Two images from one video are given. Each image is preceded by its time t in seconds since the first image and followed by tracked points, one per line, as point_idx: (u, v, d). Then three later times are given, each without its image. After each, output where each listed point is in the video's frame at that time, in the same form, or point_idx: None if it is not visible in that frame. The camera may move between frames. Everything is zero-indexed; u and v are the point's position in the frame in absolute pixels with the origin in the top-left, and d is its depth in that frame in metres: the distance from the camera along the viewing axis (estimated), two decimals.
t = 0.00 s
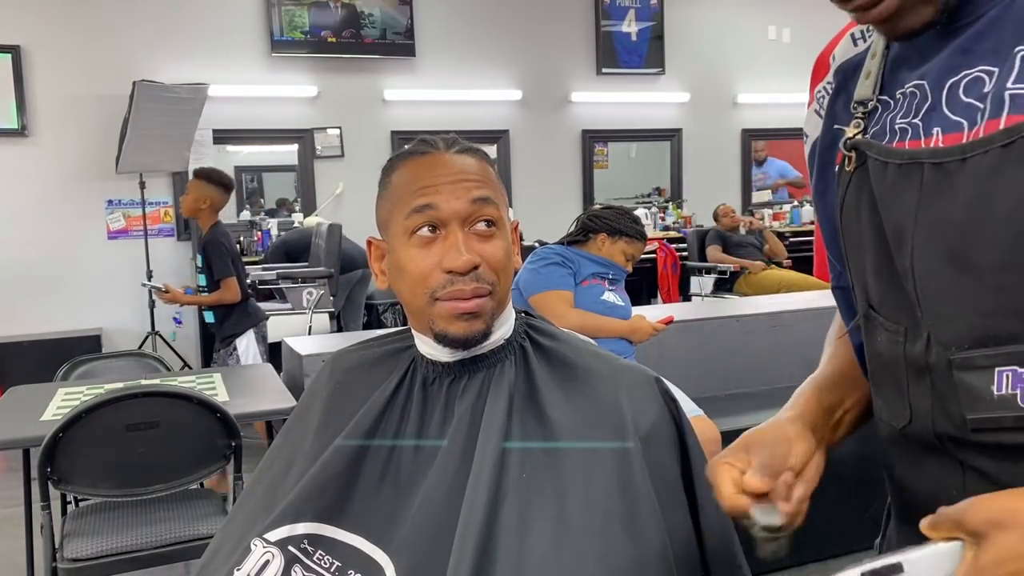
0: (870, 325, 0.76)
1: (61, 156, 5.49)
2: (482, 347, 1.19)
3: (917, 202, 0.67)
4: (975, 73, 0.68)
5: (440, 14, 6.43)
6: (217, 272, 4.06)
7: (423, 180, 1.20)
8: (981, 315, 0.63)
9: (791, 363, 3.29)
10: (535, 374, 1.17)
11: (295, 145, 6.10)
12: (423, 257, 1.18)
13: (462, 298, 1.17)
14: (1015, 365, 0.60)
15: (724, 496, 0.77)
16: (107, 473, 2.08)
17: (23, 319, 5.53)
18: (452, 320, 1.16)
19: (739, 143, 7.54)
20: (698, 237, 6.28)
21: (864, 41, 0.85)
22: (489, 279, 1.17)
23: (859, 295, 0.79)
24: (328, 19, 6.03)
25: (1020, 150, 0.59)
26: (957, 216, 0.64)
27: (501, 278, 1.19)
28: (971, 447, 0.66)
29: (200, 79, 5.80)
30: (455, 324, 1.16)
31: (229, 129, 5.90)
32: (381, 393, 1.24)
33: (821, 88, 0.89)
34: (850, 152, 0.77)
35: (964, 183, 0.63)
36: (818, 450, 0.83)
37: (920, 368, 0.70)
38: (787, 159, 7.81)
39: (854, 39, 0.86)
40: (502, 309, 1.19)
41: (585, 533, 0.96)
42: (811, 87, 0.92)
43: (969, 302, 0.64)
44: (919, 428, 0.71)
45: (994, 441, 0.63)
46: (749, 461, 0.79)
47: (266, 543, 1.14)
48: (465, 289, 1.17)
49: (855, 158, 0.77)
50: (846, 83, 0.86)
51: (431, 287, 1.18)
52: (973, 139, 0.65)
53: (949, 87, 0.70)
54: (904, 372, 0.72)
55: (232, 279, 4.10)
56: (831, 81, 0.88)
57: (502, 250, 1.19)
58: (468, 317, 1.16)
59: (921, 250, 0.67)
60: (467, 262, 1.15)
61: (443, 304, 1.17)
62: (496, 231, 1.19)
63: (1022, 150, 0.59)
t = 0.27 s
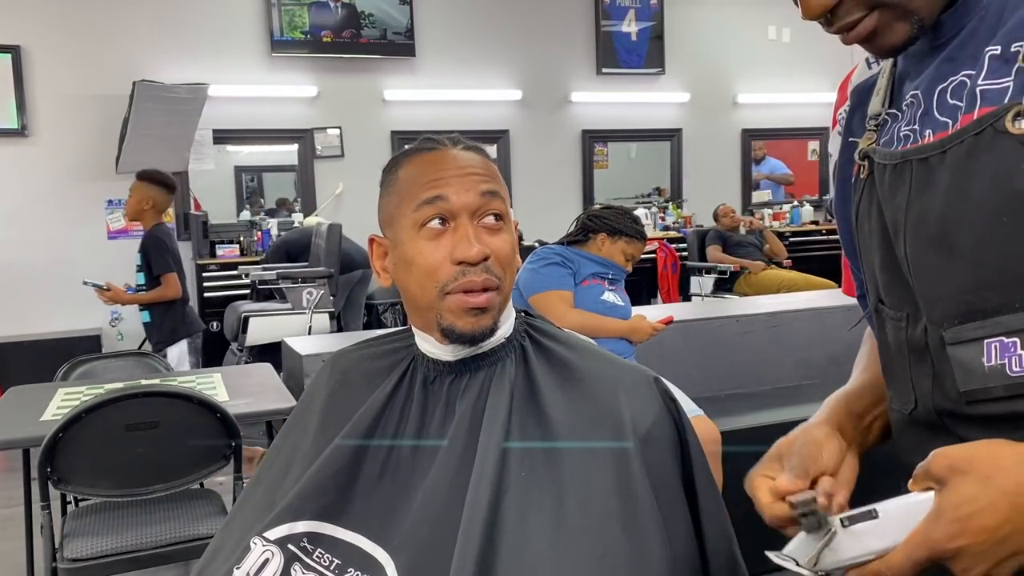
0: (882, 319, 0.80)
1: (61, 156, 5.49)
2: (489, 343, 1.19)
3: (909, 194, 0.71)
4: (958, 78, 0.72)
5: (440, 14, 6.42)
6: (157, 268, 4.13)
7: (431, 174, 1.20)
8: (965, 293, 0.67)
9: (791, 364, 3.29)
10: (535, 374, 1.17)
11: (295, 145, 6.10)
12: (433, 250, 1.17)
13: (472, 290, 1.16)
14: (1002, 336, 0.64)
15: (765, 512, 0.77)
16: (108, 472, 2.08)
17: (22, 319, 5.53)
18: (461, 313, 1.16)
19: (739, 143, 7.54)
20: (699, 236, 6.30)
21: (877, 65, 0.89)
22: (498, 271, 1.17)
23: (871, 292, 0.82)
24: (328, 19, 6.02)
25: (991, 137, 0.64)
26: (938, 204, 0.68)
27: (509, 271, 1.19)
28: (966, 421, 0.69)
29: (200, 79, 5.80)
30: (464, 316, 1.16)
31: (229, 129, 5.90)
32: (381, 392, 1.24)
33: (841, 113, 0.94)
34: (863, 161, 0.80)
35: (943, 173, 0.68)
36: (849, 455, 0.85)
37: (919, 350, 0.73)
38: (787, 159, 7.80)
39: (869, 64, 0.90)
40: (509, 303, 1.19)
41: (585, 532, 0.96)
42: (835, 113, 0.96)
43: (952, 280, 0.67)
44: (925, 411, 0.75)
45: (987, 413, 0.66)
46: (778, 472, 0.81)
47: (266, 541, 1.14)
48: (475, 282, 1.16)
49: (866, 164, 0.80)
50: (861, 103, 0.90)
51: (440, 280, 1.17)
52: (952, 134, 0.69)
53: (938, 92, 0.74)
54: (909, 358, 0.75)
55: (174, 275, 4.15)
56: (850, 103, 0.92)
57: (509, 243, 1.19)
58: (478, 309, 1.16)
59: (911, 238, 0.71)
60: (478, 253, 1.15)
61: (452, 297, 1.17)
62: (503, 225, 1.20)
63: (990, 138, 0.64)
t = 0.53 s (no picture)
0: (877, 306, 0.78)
1: (60, 156, 5.48)
2: (495, 341, 1.19)
3: (916, 177, 0.69)
4: (972, 69, 0.70)
5: (440, 15, 6.43)
6: (85, 269, 4.02)
7: (439, 172, 1.21)
8: (963, 275, 0.65)
9: (790, 364, 3.29)
10: (535, 374, 1.17)
11: (294, 145, 6.10)
12: (440, 246, 1.17)
13: (479, 287, 1.16)
14: (995, 320, 0.62)
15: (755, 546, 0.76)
16: (108, 473, 2.08)
17: (22, 319, 5.53)
18: (468, 309, 1.16)
19: (739, 143, 7.54)
20: (698, 236, 6.31)
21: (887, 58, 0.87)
22: (505, 268, 1.17)
23: (868, 279, 0.80)
24: (328, 19, 6.02)
25: (1000, 122, 0.62)
26: (944, 189, 0.66)
27: (515, 269, 1.19)
28: (953, 404, 0.68)
29: (200, 79, 5.80)
30: (471, 312, 1.16)
31: (229, 129, 5.90)
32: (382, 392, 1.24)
33: (849, 106, 0.91)
34: (867, 149, 0.78)
35: (949, 157, 0.66)
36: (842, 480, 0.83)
37: (912, 335, 0.72)
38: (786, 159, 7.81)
39: (880, 57, 0.87)
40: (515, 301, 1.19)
41: (586, 534, 0.96)
42: (842, 106, 0.94)
43: (951, 263, 0.66)
44: (917, 397, 0.73)
45: (975, 397, 0.65)
46: (772, 504, 0.80)
47: (266, 541, 1.14)
48: (482, 278, 1.16)
49: (872, 151, 0.78)
50: (869, 96, 0.87)
51: (448, 276, 1.17)
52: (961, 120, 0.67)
53: (950, 82, 0.72)
54: (903, 344, 0.73)
55: (101, 276, 4.00)
56: (858, 96, 0.89)
57: (515, 241, 1.19)
58: (485, 306, 1.16)
59: (914, 222, 0.69)
60: (486, 249, 1.15)
61: (460, 293, 1.17)
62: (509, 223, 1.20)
63: (1000, 123, 0.62)
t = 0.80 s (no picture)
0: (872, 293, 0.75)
1: (60, 156, 5.48)
2: (495, 338, 1.19)
3: (925, 162, 0.66)
4: (989, 58, 0.67)
5: (440, 15, 6.42)
6: None
7: (439, 170, 1.21)
8: (963, 262, 0.62)
9: (791, 363, 3.29)
10: (536, 374, 1.16)
11: (295, 145, 6.10)
12: (439, 245, 1.17)
13: (479, 283, 1.16)
14: (991, 310, 0.59)
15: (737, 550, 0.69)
16: (107, 472, 2.08)
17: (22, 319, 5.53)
18: (469, 307, 1.16)
19: (739, 143, 7.54)
20: (699, 236, 6.29)
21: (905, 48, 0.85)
22: (505, 265, 1.17)
23: (866, 265, 0.77)
24: (328, 19, 6.02)
25: (1015, 110, 0.59)
26: (951, 177, 0.63)
27: (515, 266, 1.19)
28: (943, 393, 0.66)
29: (200, 79, 5.80)
30: (472, 309, 1.16)
31: (229, 130, 5.90)
32: (382, 393, 1.24)
33: (859, 94, 0.89)
34: (874, 135, 0.75)
35: (960, 145, 0.63)
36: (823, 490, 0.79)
37: (907, 322, 0.69)
38: (786, 159, 7.81)
39: (895, 46, 0.86)
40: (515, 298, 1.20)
41: (585, 533, 0.96)
42: (852, 95, 0.92)
43: (952, 249, 0.63)
44: (908, 385, 0.70)
45: (964, 385, 0.63)
46: (759, 509, 0.73)
47: (266, 541, 1.14)
48: (482, 274, 1.16)
49: (877, 139, 0.75)
50: (881, 84, 0.85)
51: (448, 273, 1.17)
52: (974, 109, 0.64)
53: (967, 71, 0.69)
54: (897, 332, 0.71)
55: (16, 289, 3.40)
56: (870, 84, 0.87)
57: (515, 238, 1.20)
58: (485, 303, 1.16)
59: (918, 210, 0.66)
60: (486, 246, 1.15)
61: (460, 290, 1.16)
62: (508, 221, 1.20)
63: (1015, 112, 0.59)
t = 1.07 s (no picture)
0: (868, 291, 0.75)
1: (60, 157, 5.48)
2: (494, 339, 1.19)
3: (924, 160, 0.66)
4: (989, 56, 0.67)
5: (440, 15, 6.42)
6: None
7: (438, 171, 1.21)
8: (962, 262, 0.62)
9: (791, 363, 3.29)
10: (536, 373, 1.17)
11: (295, 145, 6.10)
12: (438, 247, 1.18)
13: (478, 285, 1.16)
14: (988, 309, 0.60)
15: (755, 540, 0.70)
16: (107, 472, 2.08)
17: (22, 319, 5.53)
18: (468, 308, 1.16)
19: (739, 143, 7.54)
20: (698, 236, 6.30)
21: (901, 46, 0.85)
22: (504, 267, 1.17)
23: (862, 262, 0.77)
24: (328, 19, 6.02)
25: (1015, 109, 0.58)
26: (950, 176, 0.63)
27: (514, 267, 1.19)
28: (938, 391, 0.66)
29: (200, 79, 5.80)
30: (470, 310, 1.16)
31: (229, 130, 5.90)
32: (382, 392, 1.24)
33: (856, 91, 0.89)
34: (870, 133, 0.75)
35: (960, 143, 0.63)
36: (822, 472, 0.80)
37: (904, 320, 0.69)
38: (786, 159, 7.81)
39: (893, 44, 0.86)
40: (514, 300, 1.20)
41: (586, 535, 0.96)
42: (848, 92, 0.92)
43: (951, 247, 0.63)
44: (904, 382, 0.70)
45: (961, 384, 0.63)
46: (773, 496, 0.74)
47: (266, 540, 1.14)
48: (481, 276, 1.16)
49: (874, 137, 0.74)
50: (877, 82, 0.85)
51: (447, 275, 1.17)
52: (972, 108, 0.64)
53: (965, 70, 0.69)
54: (893, 329, 0.71)
55: None
56: (867, 81, 0.87)
57: (513, 240, 1.20)
58: (484, 305, 1.16)
59: (917, 208, 0.66)
60: (485, 248, 1.15)
61: (459, 291, 1.17)
62: (507, 222, 1.21)
63: (1016, 110, 0.58)
